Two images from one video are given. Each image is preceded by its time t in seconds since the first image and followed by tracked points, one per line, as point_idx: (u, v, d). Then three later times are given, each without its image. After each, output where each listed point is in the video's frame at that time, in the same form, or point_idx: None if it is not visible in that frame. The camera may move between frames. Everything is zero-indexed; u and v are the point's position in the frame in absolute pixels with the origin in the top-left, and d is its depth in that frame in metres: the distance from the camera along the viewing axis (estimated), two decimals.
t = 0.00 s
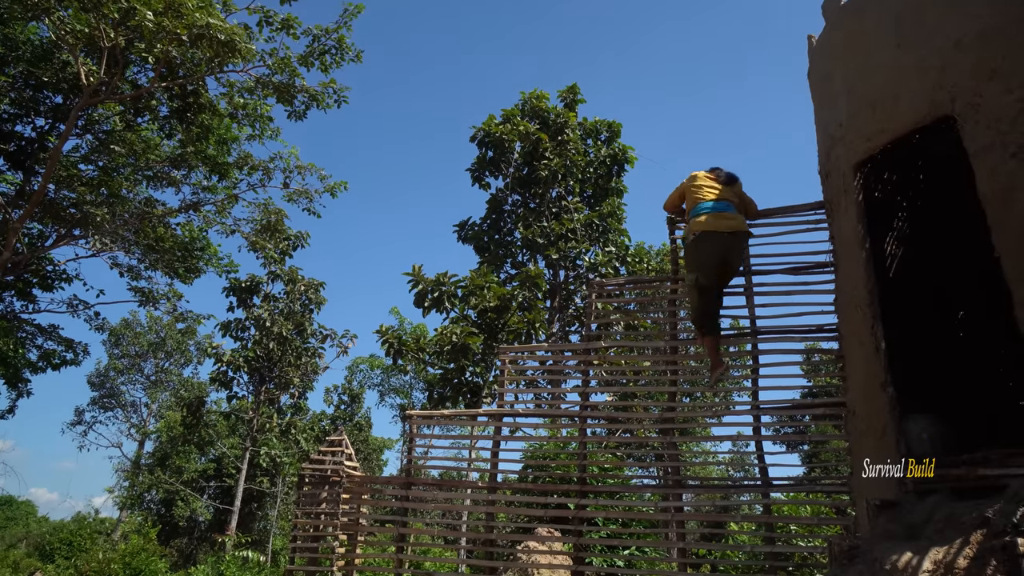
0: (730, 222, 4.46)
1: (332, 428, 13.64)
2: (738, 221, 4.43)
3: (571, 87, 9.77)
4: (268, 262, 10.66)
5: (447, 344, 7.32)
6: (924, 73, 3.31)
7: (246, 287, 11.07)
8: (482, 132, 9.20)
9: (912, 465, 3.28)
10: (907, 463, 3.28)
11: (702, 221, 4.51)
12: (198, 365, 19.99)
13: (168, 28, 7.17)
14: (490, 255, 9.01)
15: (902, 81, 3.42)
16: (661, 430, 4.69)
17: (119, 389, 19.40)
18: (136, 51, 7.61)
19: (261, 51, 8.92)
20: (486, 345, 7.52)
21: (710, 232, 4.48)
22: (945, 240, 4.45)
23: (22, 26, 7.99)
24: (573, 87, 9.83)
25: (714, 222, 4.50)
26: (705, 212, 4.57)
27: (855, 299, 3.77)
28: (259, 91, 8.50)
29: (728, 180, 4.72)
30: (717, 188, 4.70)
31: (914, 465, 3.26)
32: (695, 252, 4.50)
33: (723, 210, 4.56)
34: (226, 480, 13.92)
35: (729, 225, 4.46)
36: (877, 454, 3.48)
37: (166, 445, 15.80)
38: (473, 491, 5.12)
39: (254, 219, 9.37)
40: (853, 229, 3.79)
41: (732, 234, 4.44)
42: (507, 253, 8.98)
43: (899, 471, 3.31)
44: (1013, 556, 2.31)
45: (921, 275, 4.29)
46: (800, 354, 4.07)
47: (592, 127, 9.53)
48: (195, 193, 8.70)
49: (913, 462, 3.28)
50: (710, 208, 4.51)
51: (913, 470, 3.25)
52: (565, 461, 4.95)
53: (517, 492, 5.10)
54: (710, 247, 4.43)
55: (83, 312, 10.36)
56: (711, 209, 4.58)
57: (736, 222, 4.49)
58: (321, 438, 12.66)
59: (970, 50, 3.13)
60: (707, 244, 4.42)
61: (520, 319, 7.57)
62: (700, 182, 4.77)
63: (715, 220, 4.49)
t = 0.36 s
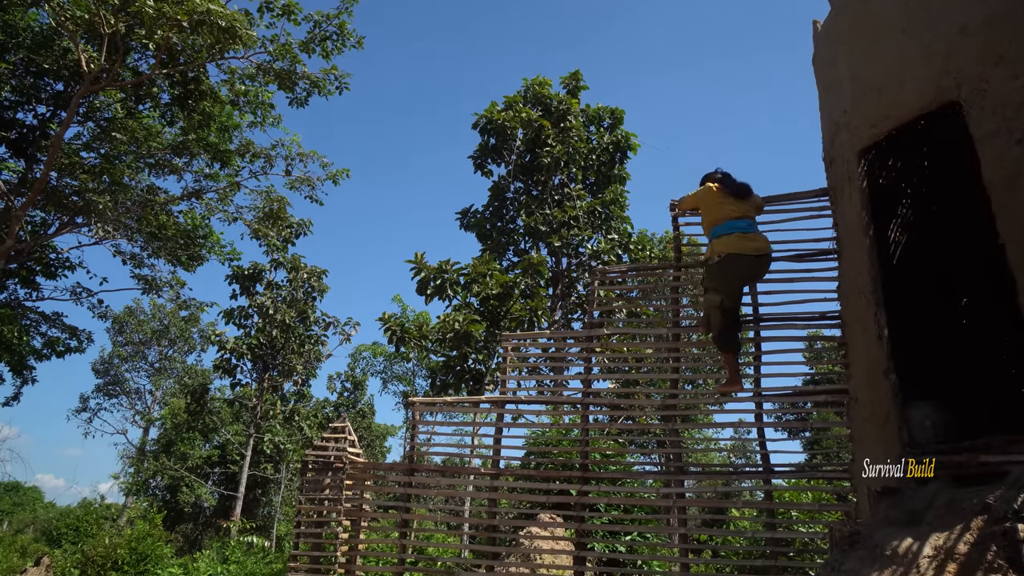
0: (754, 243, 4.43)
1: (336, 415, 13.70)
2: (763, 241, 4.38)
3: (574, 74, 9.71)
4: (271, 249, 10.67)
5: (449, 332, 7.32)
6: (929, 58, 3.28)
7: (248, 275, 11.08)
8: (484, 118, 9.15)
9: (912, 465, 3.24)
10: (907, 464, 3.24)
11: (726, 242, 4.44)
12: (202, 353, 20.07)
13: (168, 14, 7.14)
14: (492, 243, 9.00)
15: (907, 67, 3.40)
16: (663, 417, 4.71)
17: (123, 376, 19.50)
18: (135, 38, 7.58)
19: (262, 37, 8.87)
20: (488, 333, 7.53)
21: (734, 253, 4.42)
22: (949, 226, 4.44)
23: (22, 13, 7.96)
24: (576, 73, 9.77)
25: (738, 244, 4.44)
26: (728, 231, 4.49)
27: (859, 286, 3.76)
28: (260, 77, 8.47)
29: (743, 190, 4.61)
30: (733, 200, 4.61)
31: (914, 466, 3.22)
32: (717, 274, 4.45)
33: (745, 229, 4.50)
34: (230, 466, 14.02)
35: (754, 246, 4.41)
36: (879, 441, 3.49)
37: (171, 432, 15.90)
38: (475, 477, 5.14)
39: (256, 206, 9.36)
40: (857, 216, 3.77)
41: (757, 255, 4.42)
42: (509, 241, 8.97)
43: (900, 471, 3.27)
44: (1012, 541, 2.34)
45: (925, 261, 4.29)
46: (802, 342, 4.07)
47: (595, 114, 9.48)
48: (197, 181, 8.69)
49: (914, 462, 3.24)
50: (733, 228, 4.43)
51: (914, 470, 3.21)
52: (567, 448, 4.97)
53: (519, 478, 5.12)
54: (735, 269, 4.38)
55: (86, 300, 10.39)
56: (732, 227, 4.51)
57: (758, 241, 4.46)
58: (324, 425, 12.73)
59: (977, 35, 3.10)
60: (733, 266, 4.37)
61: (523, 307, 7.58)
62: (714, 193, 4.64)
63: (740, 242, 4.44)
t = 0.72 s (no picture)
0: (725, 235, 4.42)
1: (337, 401, 13.75)
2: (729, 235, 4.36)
3: (575, 58, 9.64)
4: (271, 235, 10.65)
5: (450, 318, 7.33)
6: (934, 42, 3.26)
7: (249, 261, 11.08)
8: (484, 104, 9.10)
9: (912, 465, 3.20)
10: (906, 463, 3.22)
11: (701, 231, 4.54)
12: (203, 339, 20.11)
13: None
14: (493, 229, 8.98)
15: (911, 51, 3.37)
16: (663, 402, 4.72)
17: (125, 361, 19.55)
18: (134, 23, 7.54)
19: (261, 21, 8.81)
20: (489, 319, 7.53)
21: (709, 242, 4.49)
22: (952, 212, 4.42)
23: None
24: (577, 58, 9.70)
25: (712, 234, 4.49)
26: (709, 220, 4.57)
27: (860, 272, 3.74)
28: (259, 62, 8.42)
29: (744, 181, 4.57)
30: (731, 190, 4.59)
31: (914, 465, 3.18)
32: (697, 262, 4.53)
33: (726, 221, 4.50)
34: (233, 451, 14.10)
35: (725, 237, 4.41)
36: (878, 427, 3.50)
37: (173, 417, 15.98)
38: (476, 462, 5.16)
39: (257, 192, 9.33)
40: (860, 201, 3.75)
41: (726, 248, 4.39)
42: (510, 227, 8.95)
43: (900, 471, 3.24)
44: (1010, 525, 2.40)
45: (926, 247, 4.28)
46: (802, 328, 4.07)
47: (596, 99, 9.42)
48: (197, 166, 8.67)
49: (914, 462, 3.20)
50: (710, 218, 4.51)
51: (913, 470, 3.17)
52: (567, 433, 4.99)
53: (520, 463, 5.15)
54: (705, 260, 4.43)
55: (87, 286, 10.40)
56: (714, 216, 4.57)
57: (735, 233, 4.41)
58: (326, 411, 12.78)
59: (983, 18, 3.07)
60: (703, 254, 4.42)
61: (523, 293, 7.59)
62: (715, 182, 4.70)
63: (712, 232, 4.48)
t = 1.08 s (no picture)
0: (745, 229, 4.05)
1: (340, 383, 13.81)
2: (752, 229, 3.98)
3: (577, 38, 9.55)
4: (272, 218, 10.63)
5: (451, 300, 7.33)
6: (941, 21, 3.23)
7: (250, 244, 11.07)
8: (485, 85, 9.04)
9: (913, 466, 2.99)
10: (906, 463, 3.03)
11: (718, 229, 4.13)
12: (206, 321, 20.15)
13: None
14: (494, 211, 8.95)
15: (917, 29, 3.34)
16: (664, 383, 4.73)
17: (128, 344, 19.63)
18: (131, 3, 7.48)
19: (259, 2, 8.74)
20: (491, 301, 7.54)
21: (724, 238, 4.13)
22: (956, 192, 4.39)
23: None
24: (579, 38, 9.61)
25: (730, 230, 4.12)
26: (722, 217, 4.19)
27: (863, 254, 3.73)
28: (258, 43, 8.36)
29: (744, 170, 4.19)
30: (737, 182, 4.22)
31: (914, 465, 2.99)
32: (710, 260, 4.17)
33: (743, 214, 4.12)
34: (236, 433, 14.20)
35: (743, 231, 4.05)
36: (879, 408, 3.51)
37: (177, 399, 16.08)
38: (478, 443, 5.19)
39: (257, 174, 9.29)
40: (863, 183, 3.72)
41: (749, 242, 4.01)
42: (511, 209, 8.92)
43: (900, 471, 3.04)
44: (1008, 505, 2.35)
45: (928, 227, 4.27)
46: (803, 309, 4.07)
47: (598, 80, 9.34)
48: (197, 149, 8.62)
49: (914, 462, 3.01)
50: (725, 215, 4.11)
51: (913, 470, 2.97)
52: (569, 415, 5.02)
53: (521, 444, 5.18)
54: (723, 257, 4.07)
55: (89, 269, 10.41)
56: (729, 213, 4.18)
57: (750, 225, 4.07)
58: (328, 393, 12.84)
59: None
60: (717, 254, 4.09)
61: (525, 275, 7.58)
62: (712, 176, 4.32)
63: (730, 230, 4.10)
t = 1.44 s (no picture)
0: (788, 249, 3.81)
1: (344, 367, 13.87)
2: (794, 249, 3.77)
3: (580, 20, 9.46)
4: (275, 203, 10.63)
5: (455, 284, 7.34)
6: None
7: (254, 229, 11.08)
8: (488, 68, 8.97)
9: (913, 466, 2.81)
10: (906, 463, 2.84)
11: (757, 245, 3.83)
12: (210, 306, 20.23)
13: None
14: (498, 195, 8.92)
15: (926, 8, 3.31)
16: (668, 367, 4.74)
17: (133, 329, 19.72)
18: None
19: None
20: (494, 285, 7.55)
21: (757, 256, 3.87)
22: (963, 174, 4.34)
23: None
24: (582, 20, 9.52)
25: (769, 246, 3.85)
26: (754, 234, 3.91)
27: (868, 236, 3.70)
28: (259, 26, 8.31)
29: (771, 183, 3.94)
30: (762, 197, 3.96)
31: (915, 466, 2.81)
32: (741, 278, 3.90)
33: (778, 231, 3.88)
34: (242, 417, 14.30)
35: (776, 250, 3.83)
36: (882, 391, 3.50)
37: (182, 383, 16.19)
38: (482, 426, 5.21)
39: (259, 159, 9.26)
40: (868, 164, 3.69)
41: (785, 263, 3.81)
42: (515, 193, 8.90)
43: (900, 471, 2.86)
44: (1010, 487, 2.35)
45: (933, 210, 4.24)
46: (807, 293, 4.06)
47: (602, 62, 9.27)
48: (199, 133, 8.60)
49: (914, 462, 2.85)
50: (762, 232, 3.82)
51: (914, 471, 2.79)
52: (572, 398, 5.03)
53: (525, 427, 5.20)
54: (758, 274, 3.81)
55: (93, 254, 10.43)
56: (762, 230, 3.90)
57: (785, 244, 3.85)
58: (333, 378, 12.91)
59: None
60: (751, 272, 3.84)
61: (528, 259, 7.56)
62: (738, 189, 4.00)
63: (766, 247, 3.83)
